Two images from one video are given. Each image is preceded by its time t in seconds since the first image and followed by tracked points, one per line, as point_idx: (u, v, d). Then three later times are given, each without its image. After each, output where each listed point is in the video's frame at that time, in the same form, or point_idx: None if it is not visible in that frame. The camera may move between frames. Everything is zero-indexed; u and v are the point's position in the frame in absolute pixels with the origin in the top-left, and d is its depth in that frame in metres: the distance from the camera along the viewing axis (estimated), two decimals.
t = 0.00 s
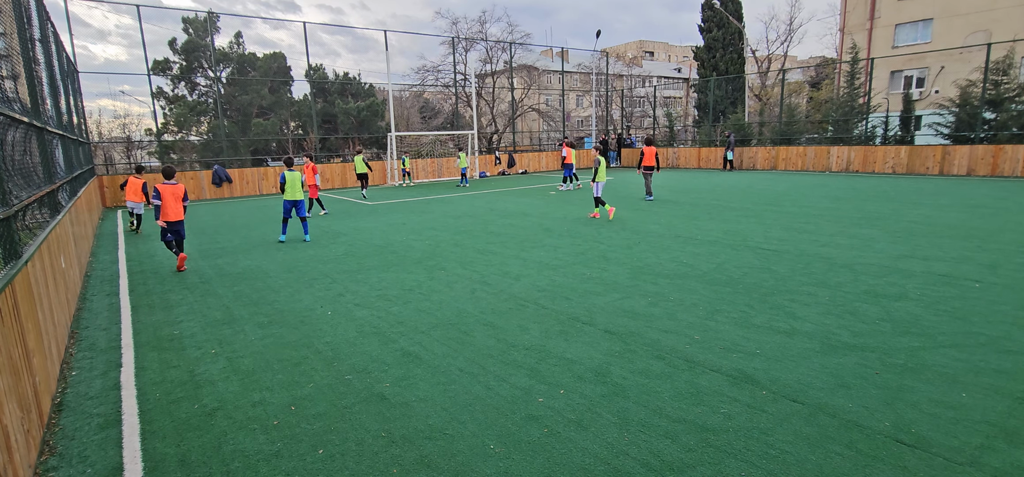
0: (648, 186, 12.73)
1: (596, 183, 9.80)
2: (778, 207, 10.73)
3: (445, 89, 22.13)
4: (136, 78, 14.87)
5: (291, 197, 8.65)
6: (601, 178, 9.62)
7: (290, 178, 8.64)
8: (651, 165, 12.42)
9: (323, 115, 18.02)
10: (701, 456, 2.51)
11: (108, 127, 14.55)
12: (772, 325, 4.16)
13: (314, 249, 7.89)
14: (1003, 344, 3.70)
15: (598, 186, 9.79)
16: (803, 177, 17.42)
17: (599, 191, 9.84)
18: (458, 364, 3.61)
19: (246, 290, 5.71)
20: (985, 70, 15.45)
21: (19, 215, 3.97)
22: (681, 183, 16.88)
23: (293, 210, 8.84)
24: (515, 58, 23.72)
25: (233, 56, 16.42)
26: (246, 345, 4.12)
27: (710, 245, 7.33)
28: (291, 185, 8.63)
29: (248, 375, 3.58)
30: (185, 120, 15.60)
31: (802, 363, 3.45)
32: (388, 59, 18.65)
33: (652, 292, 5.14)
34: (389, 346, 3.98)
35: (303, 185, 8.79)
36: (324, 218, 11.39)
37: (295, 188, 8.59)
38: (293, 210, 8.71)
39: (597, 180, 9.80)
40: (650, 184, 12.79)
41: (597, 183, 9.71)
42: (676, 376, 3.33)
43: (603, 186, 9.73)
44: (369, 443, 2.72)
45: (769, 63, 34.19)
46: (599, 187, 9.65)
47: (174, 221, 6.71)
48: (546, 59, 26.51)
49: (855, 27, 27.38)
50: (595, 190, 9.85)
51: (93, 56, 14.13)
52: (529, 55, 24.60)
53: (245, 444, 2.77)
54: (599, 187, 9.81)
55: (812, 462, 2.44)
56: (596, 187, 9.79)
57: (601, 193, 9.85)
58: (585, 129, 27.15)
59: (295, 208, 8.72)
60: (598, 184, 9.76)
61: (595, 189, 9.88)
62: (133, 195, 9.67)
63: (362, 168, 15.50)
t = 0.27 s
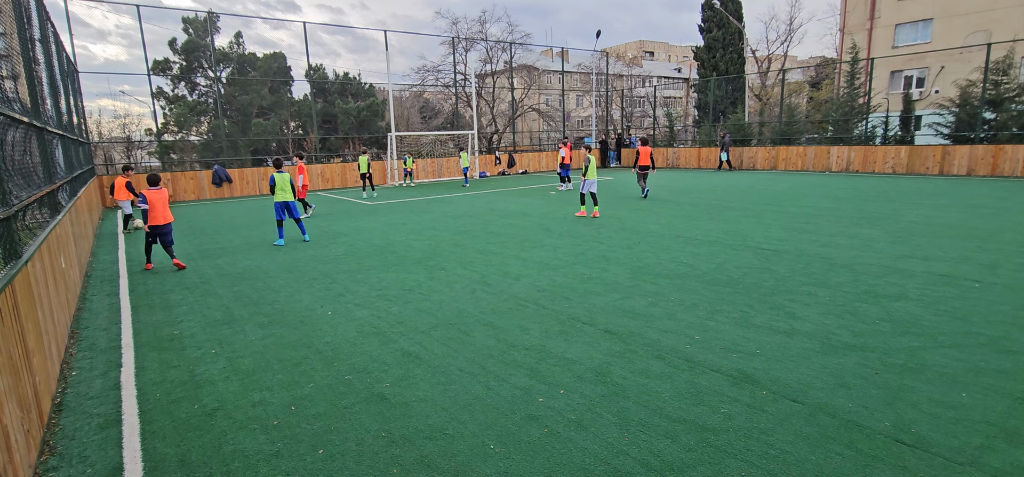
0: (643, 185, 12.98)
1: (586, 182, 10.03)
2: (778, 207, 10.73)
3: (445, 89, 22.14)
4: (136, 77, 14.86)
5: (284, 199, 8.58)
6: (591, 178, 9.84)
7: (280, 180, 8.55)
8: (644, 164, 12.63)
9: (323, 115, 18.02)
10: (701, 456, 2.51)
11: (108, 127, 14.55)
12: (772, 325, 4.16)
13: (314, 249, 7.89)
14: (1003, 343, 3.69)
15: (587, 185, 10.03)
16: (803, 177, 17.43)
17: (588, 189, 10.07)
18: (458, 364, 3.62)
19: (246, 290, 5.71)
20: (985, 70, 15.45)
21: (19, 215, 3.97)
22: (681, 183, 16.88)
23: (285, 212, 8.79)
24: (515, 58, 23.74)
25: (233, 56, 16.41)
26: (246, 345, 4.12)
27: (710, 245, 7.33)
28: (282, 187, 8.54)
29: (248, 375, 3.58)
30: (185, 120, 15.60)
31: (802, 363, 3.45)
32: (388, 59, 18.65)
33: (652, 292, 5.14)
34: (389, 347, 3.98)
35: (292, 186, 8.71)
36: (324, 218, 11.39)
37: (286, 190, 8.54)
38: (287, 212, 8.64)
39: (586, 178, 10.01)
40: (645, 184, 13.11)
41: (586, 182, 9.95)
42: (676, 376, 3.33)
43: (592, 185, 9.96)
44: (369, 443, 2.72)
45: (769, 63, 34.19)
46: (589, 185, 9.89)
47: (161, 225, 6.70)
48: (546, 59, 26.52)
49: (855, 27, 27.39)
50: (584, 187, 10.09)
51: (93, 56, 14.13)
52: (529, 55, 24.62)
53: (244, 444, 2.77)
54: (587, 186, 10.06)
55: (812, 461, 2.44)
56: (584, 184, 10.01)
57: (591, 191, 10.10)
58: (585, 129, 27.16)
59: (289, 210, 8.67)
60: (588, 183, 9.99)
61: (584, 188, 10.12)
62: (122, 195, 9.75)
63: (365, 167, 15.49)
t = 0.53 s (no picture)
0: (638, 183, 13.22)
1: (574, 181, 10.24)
2: (778, 207, 10.73)
3: (445, 89, 22.15)
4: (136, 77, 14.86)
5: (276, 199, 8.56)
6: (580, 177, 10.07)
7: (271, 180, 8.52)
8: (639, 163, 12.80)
9: (323, 115, 18.01)
10: (701, 456, 2.51)
11: (108, 127, 14.56)
12: (772, 325, 4.16)
13: (314, 249, 7.89)
14: (1003, 344, 3.69)
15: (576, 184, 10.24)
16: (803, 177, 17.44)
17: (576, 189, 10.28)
18: (458, 364, 3.62)
19: (246, 290, 5.71)
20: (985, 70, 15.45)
21: (19, 214, 3.97)
22: (681, 183, 16.89)
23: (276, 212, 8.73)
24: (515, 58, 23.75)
25: (233, 56, 16.41)
26: (246, 345, 4.12)
27: (710, 245, 7.32)
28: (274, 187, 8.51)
29: (248, 375, 3.58)
30: (185, 120, 15.60)
31: (802, 363, 3.45)
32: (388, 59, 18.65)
33: (652, 292, 5.14)
34: (389, 346, 3.98)
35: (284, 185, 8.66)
36: (325, 217, 11.39)
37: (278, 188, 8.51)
38: (280, 212, 8.61)
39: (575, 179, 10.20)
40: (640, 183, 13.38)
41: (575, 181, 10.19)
42: (676, 376, 3.33)
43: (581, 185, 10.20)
44: (369, 443, 2.72)
45: (769, 63, 34.19)
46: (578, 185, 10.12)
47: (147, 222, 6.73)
48: (546, 59, 26.53)
49: (855, 27, 27.38)
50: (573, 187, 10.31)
51: (93, 56, 14.13)
52: (529, 55, 24.63)
53: (244, 444, 2.76)
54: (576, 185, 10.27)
55: (811, 461, 2.44)
56: (569, 183, 10.38)
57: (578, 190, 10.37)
58: (585, 129, 27.16)
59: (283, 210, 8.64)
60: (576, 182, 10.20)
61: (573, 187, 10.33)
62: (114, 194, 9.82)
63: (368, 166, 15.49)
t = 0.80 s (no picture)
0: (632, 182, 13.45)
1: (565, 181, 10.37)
2: (778, 207, 10.73)
3: (445, 89, 22.15)
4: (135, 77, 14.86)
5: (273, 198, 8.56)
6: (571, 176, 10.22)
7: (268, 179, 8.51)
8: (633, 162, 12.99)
9: (323, 115, 18.01)
10: (700, 456, 2.51)
11: (108, 127, 14.57)
12: (772, 325, 4.16)
13: (314, 249, 7.89)
14: (1003, 344, 3.69)
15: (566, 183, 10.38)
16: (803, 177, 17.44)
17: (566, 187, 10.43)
18: (458, 365, 3.62)
19: (246, 290, 5.71)
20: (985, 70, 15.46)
21: (19, 215, 3.97)
22: (681, 183, 16.88)
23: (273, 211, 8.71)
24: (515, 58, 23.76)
25: (233, 56, 16.42)
26: (246, 345, 4.12)
27: (710, 245, 7.32)
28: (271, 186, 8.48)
29: (247, 375, 3.58)
30: (185, 120, 15.59)
31: (802, 363, 3.45)
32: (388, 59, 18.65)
33: (652, 292, 5.14)
34: (389, 347, 3.98)
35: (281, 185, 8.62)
36: (325, 218, 11.39)
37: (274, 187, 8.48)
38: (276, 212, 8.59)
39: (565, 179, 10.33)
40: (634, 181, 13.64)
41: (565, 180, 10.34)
42: (676, 376, 3.33)
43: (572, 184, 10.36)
44: (368, 443, 2.72)
45: (769, 63, 34.19)
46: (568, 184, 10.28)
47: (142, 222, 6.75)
48: (546, 59, 26.54)
49: (855, 27, 27.38)
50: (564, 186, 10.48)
51: (93, 56, 14.14)
52: (529, 56, 24.63)
53: (244, 443, 2.77)
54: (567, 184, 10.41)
55: (811, 461, 2.44)
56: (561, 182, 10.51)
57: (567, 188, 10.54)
58: (585, 129, 27.16)
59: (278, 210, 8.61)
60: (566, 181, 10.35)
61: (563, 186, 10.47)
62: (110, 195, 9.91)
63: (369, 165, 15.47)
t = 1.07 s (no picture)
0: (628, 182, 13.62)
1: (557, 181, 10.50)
2: (778, 207, 10.73)
3: (445, 89, 22.15)
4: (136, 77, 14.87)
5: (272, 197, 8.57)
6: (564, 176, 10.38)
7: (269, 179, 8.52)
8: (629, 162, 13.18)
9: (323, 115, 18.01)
10: (700, 456, 2.51)
11: (108, 127, 14.58)
12: (772, 325, 4.16)
13: (314, 249, 7.89)
14: (1002, 343, 3.70)
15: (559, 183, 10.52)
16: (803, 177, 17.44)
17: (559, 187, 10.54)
18: (458, 365, 3.61)
19: (246, 290, 5.71)
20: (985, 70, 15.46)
21: (19, 215, 3.97)
22: (681, 183, 16.88)
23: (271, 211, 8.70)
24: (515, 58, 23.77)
25: (233, 56, 16.43)
26: (246, 345, 4.12)
27: (710, 245, 7.32)
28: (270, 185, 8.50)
29: (247, 375, 3.57)
30: (185, 120, 15.59)
31: (803, 363, 3.45)
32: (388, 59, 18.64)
33: (651, 292, 5.14)
34: (389, 347, 3.98)
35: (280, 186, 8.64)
36: (325, 217, 11.39)
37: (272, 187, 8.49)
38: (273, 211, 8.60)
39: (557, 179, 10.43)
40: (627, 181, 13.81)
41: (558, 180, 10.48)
42: (676, 377, 3.33)
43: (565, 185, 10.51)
44: (369, 443, 2.72)
45: (769, 63, 34.18)
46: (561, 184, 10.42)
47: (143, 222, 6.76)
48: (546, 59, 26.55)
49: (855, 27, 27.37)
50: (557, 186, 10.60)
51: (93, 56, 14.14)
52: (529, 55, 24.63)
53: (245, 443, 2.77)
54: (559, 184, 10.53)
55: (811, 461, 2.44)
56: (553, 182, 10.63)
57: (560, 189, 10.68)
58: (585, 129, 27.16)
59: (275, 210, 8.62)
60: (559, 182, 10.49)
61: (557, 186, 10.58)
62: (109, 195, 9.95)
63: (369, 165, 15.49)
